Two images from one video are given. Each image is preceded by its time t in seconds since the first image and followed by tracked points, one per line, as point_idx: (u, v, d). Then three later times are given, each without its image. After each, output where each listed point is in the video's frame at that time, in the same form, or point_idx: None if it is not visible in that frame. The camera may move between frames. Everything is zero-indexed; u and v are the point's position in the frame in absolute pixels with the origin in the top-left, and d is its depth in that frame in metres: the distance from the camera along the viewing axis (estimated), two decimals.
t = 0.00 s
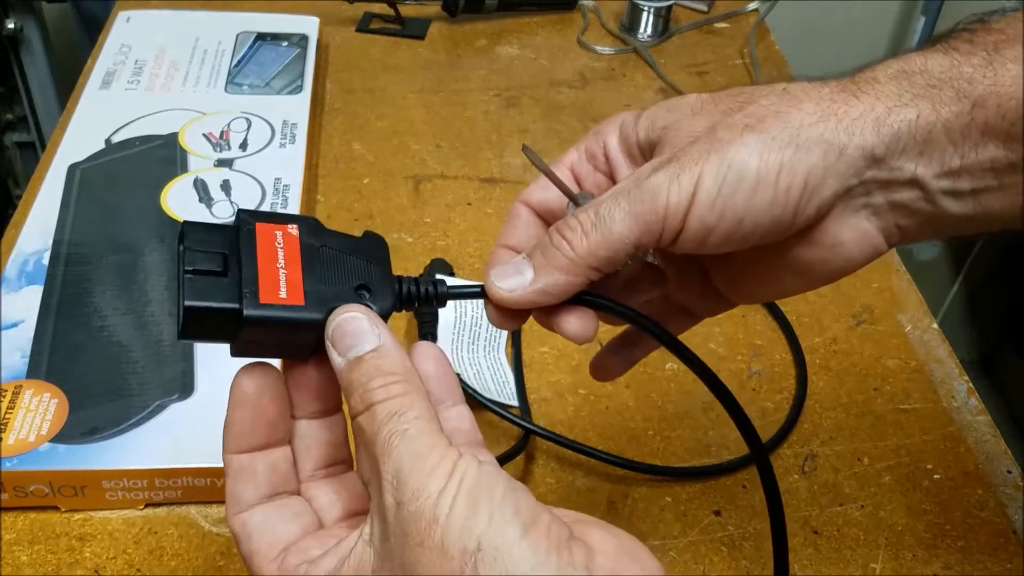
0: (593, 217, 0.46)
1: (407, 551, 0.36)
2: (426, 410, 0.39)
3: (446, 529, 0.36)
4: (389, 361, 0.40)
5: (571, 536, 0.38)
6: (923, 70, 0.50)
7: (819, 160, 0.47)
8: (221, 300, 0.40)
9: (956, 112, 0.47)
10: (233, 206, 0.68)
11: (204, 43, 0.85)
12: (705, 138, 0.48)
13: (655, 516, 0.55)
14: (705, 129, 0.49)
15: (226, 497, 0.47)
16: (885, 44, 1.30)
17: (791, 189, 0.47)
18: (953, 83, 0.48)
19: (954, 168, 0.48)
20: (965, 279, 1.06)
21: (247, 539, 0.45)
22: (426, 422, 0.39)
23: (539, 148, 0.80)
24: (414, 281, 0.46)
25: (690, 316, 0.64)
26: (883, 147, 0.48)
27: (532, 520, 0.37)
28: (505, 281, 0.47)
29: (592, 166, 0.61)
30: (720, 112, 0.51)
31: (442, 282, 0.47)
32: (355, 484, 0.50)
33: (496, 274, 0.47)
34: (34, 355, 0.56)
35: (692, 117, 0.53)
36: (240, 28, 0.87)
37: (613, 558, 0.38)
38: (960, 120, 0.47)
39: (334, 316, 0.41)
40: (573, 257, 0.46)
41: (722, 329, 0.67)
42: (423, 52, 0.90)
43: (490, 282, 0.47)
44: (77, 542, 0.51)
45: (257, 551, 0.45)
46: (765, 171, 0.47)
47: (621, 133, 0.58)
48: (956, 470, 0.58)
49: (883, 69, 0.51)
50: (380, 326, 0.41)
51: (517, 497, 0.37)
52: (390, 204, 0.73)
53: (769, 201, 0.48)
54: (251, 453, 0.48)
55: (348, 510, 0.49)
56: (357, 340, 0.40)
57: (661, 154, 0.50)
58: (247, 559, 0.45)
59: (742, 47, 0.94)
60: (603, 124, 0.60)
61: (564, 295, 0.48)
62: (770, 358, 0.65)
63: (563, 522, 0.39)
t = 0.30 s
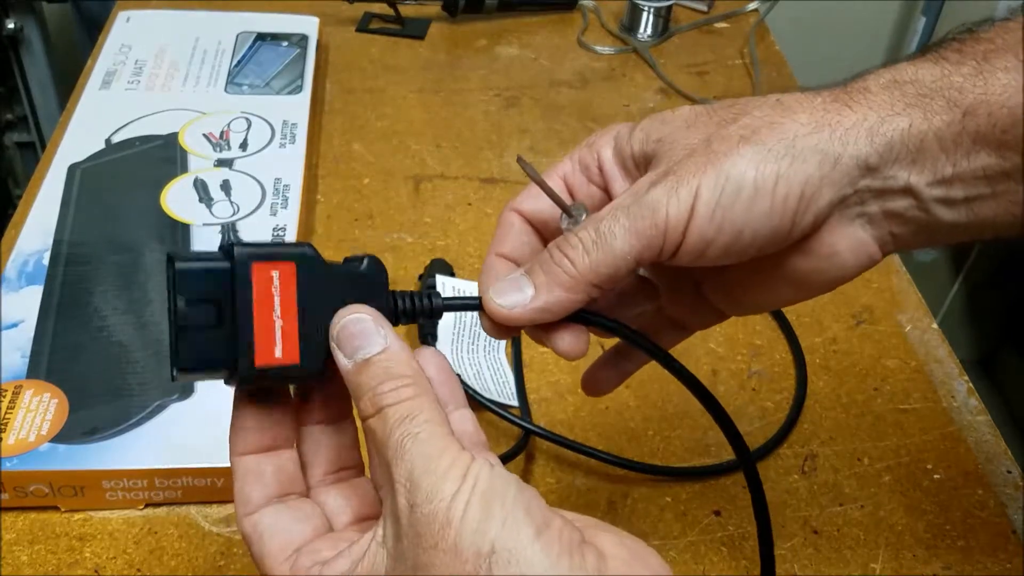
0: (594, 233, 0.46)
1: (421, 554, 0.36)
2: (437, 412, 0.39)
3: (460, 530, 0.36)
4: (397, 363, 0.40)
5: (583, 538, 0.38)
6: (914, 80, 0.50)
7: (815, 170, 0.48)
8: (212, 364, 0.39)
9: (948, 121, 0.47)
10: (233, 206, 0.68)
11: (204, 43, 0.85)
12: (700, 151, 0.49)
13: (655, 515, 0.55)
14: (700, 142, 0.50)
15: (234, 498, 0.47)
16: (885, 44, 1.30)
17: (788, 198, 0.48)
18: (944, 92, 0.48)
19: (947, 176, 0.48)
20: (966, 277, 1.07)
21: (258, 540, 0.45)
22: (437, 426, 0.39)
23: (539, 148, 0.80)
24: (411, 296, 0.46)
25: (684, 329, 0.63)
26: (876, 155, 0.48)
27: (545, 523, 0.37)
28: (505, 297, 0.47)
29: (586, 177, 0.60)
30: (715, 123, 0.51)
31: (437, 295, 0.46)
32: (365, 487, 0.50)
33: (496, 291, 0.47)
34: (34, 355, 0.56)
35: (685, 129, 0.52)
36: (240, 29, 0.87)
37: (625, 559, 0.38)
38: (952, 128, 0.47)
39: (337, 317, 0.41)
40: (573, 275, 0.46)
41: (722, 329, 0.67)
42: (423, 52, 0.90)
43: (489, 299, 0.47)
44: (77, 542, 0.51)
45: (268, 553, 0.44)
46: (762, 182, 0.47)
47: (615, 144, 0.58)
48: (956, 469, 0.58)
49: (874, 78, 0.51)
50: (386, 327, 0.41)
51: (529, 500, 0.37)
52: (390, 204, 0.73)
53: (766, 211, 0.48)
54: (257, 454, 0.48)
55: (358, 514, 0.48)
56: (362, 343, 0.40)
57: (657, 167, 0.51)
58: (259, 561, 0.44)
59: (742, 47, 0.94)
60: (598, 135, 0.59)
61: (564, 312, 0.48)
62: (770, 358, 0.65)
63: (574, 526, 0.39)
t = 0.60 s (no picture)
0: (594, 238, 0.46)
1: (443, 534, 0.36)
2: (453, 400, 0.39)
3: (486, 510, 0.36)
4: (410, 354, 0.40)
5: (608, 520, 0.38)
6: (909, 84, 0.50)
7: (814, 175, 0.48)
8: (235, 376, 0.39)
9: (943, 124, 0.48)
10: (233, 206, 0.68)
11: (204, 43, 0.85)
12: (700, 156, 0.49)
13: (655, 515, 0.55)
14: (699, 148, 0.49)
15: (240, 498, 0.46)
16: (886, 43, 1.30)
17: (788, 203, 0.48)
18: (939, 96, 0.48)
19: (944, 179, 0.49)
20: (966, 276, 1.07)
21: (264, 537, 0.44)
22: (454, 413, 0.39)
23: (539, 148, 0.80)
24: (420, 292, 0.46)
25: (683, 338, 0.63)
26: (874, 159, 0.48)
27: (570, 503, 0.37)
28: (503, 291, 0.46)
29: (584, 189, 0.60)
30: (713, 130, 0.51)
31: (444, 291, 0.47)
32: (374, 486, 0.49)
33: (492, 282, 0.46)
34: (34, 355, 0.56)
35: (684, 135, 0.52)
36: (240, 29, 0.87)
37: (651, 540, 0.38)
38: (948, 132, 0.48)
39: (349, 309, 0.41)
40: (574, 278, 0.46)
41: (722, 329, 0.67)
42: (423, 52, 0.90)
43: (487, 292, 0.46)
44: (77, 542, 0.51)
45: (274, 549, 0.43)
46: (763, 186, 0.47)
47: (614, 155, 0.58)
48: (956, 469, 0.58)
49: (870, 83, 0.51)
50: (399, 319, 0.41)
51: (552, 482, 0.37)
52: (390, 204, 0.73)
53: (767, 215, 0.48)
54: (265, 450, 0.47)
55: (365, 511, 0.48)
56: (375, 335, 0.40)
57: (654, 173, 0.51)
58: (265, 557, 0.43)
59: (742, 47, 0.94)
60: (595, 146, 0.59)
61: (559, 313, 0.47)
62: (770, 358, 0.65)
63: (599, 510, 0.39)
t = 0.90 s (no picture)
0: (609, 246, 0.46)
1: (493, 508, 0.35)
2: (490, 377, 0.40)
3: (536, 482, 0.36)
4: (438, 332, 0.40)
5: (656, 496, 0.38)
6: (930, 95, 0.51)
7: (833, 187, 0.48)
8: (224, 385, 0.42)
9: (964, 136, 0.48)
10: (233, 206, 0.68)
11: (204, 43, 0.85)
12: (718, 164, 0.48)
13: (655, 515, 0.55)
14: (719, 153, 0.49)
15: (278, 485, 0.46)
16: (886, 43, 1.30)
17: (806, 213, 0.48)
18: (959, 108, 0.49)
19: (963, 193, 0.49)
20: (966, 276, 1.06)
21: (304, 517, 0.43)
22: (494, 391, 0.39)
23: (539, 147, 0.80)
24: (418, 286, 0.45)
25: (674, 336, 0.63)
26: (894, 173, 0.49)
27: (620, 477, 0.37)
28: (512, 295, 0.46)
29: (594, 177, 0.60)
30: (732, 134, 0.51)
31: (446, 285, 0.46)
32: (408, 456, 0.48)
33: (502, 287, 0.46)
34: (34, 355, 0.56)
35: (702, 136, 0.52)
36: (240, 29, 0.87)
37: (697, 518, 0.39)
38: (968, 144, 0.48)
39: (367, 289, 0.40)
40: (586, 283, 0.46)
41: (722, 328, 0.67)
42: (423, 52, 0.90)
43: (496, 295, 0.46)
44: (78, 542, 0.51)
45: (316, 528, 0.42)
46: (781, 196, 0.47)
47: (627, 146, 0.58)
48: (955, 469, 0.58)
49: (889, 94, 0.52)
50: (419, 296, 0.40)
51: (599, 457, 0.38)
52: (390, 204, 0.73)
53: (783, 224, 0.48)
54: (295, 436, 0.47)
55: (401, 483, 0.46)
56: (399, 313, 0.39)
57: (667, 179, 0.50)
58: (307, 540, 0.42)
59: (742, 47, 0.94)
60: (609, 134, 0.59)
61: (568, 319, 0.47)
62: (769, 357, 0.65)
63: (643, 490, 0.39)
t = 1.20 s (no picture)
0: (627, 175, 0.46)
1: (505, 526, 0.36)
2: (493, 384, 0.39)
3: (550, 505, 0.35)
4: (435, 346, 0.40)
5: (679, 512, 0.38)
6: (963, 80, 0.51)
7: (861, 165, 0.48)
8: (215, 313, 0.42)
9: (995, 123, 0.49)
10: (233, 206, 0.68)
11: (204, 43, 0.85)
12: (748, 124, 0.49)
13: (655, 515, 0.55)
14: (750, 117, 0.49)
15: (297, 415, 0.47)
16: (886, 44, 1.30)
17: (830, 187, 0.48)
18: (993, 94, 0.49)
19: (991, 178, 0.50)
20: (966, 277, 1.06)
21: (325, 458, 0.45)
22: (498, 403, 0.38)
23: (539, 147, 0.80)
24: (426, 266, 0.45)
25: (688, 288, 0.64)
26: (924, 158, 0.49)
27: (642, 498, 0.37)
28: (517, 198, 0.46)
29: (618, 130, 0.60)
30: (766, 101, 0.51)
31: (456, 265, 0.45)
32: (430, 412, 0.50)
33: (509, 194, 0.47)
34: (34, 355, 0.56)
35: (738, 100, 0.52)
36: (240, 29, 0.87)
37: (724, 535, 0.39)
38: (999, 131, 0.49)
39: (363, 307, 0.41)
40: (595, 206, 0.45)
41: (722, 328, 0.67)
42: (423, 52, 0.90)
43: (503, 197, 0.47)
44: (77, 542, 0.51)
45: (334, 470, 0.45)
46: (807, 166, 0.48)
47: (655, 103, 0.58)
48: (955, 469, 0.58)
49: (923, 77, 0.52)
50: (414, 308, 0.41)
51: (619, 473, 0.37)
52: (389, 204, 0.73)
53: (805, 196, 0.49)
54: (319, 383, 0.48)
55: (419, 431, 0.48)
56: (398, 332, 0.40)
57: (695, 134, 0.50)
58: (326, 479, 0.45)
59: (742, 47, 0.94)
60: (639, 89, 0.59)
61: (563, 237, 0.47)
62: (770, 358, 0.65)
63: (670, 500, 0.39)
